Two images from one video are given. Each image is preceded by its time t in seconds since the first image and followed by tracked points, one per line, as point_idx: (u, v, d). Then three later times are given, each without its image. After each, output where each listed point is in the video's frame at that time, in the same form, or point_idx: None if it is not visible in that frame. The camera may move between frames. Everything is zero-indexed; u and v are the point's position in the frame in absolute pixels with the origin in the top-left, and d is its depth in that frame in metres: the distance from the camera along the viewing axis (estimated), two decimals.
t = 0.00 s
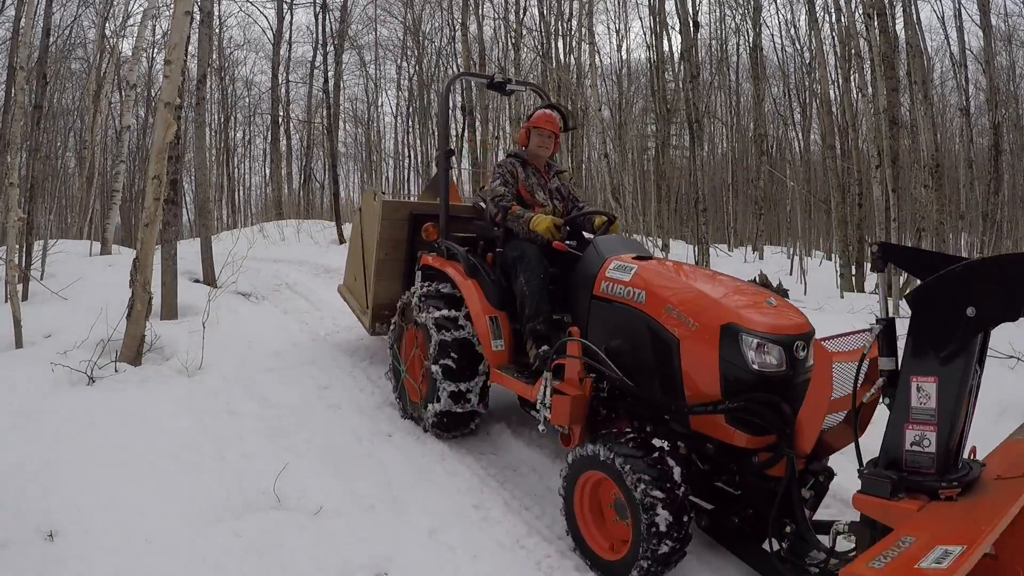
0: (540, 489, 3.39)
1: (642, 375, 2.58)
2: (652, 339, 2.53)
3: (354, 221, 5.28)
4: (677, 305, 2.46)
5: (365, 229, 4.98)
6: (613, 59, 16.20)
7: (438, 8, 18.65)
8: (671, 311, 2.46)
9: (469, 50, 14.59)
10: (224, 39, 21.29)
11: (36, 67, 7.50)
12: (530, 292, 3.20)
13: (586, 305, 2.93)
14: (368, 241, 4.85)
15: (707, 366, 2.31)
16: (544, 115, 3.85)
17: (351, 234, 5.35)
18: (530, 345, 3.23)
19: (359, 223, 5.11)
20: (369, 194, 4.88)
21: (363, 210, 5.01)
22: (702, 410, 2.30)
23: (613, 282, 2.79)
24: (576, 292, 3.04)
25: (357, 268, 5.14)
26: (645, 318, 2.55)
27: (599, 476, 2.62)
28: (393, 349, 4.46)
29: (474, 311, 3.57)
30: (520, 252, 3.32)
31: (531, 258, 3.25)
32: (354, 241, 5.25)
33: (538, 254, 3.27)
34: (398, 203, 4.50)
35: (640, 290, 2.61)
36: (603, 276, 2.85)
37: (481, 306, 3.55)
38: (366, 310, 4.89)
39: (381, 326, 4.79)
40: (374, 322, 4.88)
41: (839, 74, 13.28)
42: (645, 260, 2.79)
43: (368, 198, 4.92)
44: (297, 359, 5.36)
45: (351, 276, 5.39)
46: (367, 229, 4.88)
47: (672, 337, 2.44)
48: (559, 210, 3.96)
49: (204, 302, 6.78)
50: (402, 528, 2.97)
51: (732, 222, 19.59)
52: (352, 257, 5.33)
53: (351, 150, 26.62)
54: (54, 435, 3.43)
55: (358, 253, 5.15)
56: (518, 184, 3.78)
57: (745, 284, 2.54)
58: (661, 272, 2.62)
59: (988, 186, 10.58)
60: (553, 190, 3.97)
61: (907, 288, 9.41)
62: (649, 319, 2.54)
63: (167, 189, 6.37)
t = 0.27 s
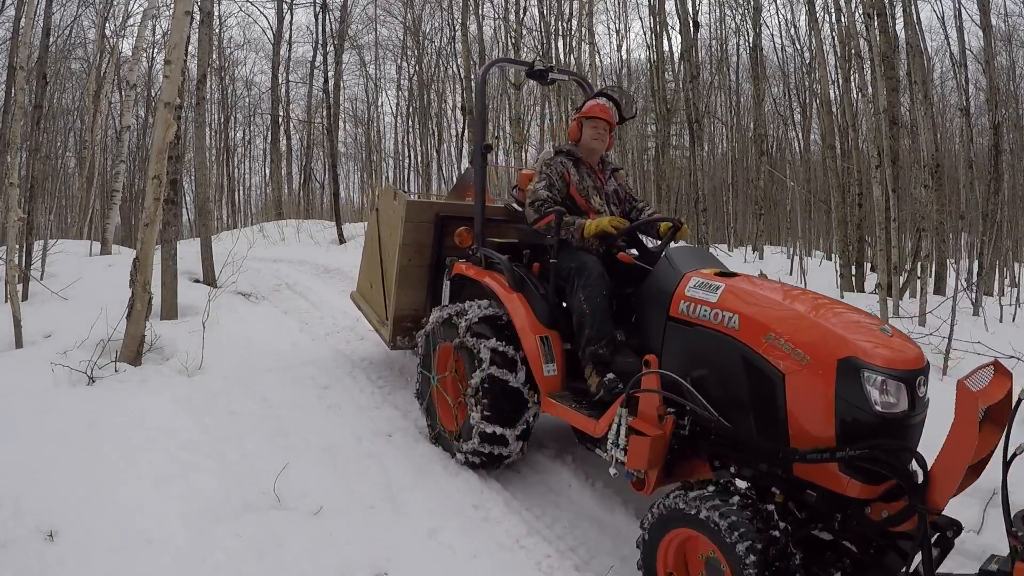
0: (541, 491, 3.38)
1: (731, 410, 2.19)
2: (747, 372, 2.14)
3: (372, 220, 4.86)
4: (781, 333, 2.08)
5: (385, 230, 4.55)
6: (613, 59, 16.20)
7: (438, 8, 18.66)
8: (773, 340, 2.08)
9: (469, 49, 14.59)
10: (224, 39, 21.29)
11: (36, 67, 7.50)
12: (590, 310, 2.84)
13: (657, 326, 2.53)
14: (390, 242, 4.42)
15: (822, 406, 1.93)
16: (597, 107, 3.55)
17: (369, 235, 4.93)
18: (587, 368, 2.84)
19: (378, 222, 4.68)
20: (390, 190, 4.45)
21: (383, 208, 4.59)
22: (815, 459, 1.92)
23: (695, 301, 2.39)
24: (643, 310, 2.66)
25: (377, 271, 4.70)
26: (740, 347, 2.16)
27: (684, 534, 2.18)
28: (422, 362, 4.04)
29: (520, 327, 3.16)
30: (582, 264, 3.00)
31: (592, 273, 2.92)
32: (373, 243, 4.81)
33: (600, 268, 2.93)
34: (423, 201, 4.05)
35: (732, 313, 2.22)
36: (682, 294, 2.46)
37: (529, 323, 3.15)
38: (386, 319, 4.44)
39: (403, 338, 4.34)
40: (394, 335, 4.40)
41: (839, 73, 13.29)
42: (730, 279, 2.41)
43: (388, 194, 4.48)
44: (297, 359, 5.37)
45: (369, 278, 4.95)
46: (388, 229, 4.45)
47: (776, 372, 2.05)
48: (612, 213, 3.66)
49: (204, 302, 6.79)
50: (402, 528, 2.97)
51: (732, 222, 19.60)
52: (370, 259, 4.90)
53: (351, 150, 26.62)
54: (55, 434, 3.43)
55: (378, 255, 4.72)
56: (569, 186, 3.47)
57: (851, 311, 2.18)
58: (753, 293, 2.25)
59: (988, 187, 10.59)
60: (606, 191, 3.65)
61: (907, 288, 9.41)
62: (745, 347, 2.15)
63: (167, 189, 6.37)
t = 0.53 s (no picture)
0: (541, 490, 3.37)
1: (849, 451, 1.82)
2: (869, 411, 1.78)
3: (390, 227, 4.48)
4: (913, 367, 1.73)
5: (406, 237, 4.17)
6: (613, 59, 16.19)
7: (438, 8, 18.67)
8: (904, 376, 1.73)
9: (469, 50, 14.60)
10: (224, 39, 21.29)
11: (36, 67, 7.51)
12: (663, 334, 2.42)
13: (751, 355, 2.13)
14: (413, 251, 4.03)
15: (963, 451, 1.58)
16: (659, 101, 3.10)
17: (388, 243, 4.56)
18: (661, 399, 2.42)
19: (398, 228, 4.30)
20: (412, 194, 4.07)
21: (404, 214, 4.20)
22: (956, 513, 1.54)
23: (800, 325, 2.02)
24: (730, 332, 2.27)
25: (398, 282, 4.31)
26: (861, 380, 1.81)
27: None
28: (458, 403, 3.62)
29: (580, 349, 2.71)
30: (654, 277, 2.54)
31: (666, 291, 2.48)
32: (393, 251, 4.43)
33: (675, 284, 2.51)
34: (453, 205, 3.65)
35: (850, 341, 1.86)
36: (781, 316, 2.08)
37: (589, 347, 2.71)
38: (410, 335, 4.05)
39: (431, 357, 3.94)
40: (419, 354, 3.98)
41: (839, 73, 13.29)
42: (838, 299, 2.04)
43: (410, 198, 4.11)
44: (297, 360, 5.36)
45: (387, 290, 4.56)
46: (410, 236, 4.06)
47: (909, 413, 1.70)
48: (677, 222, 3.20)
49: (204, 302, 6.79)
50: (402, 528, 2.96)
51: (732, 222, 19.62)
52: (389, 269, 4.51)
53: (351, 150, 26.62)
54: (55, 434, 3.43)
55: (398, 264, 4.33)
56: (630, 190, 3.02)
57: (989, 343, 1.80)
58: (871, 316, 1.89)
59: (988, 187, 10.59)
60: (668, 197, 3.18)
61: (907, 289, 9.41)
62: (868, 381, 1.79)
63: (167, 189, 6.37)
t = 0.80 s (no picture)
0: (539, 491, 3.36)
1: (1007, 501, 1.56)
2: None
3: (413, 237, 3.99)
4: None
5: (436, 249, 3.69)
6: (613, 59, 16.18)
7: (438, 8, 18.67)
8: None
9: (469, 50, 14.61)
10: (224, 39, 21.29)
11: (36, 67, 7.52)
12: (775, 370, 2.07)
13: (870, 390, 1.90)
14: (444, 265, 3.56)
15: None
16: (737, 93, 2.65)
17: (409, 254, 4.06)
18: (766, 444, 2.06)
19: (425, 238, 3.82)
20: (442, 201, 3.59)
21: (432, 223, 3.72)
22: None
23: (939, 360, 1.75)
24: (849, 368, 2.00)
25: (426, 300, 3.84)
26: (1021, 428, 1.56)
27: None
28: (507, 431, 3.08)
29: (667, 385, 2.21)
30: (757, 301, 2.15)
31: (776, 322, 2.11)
32: (418, 265, 3.95)
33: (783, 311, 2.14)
34: (493, 214, 3.23)
35: (1004, 380, 1.61)
36: (914, 349, 1.82)
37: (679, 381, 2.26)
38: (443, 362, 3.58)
39: (466, 386, 3.48)
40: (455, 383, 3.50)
41: (839, 73, 13.29)
42: (981, 329, 1.78)
43: (439, 206, 3.63)
44: (296, 360, 5.36)
45: (411, 308, 4.09)
46: (441, 249, 3.58)
47: None
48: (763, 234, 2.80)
49: (204, 302, 6.80)
50: (401, 527, 2.97)
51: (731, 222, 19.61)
52: (414, 284, 4.03)
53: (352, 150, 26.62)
54: (55, 434, 3.44)
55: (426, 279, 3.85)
56: (714, 200, 2.58)
57: None
58: None
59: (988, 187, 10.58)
60: (753, 203, 2.80)
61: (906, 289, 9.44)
62: None
63: (167, 189, 6.37)
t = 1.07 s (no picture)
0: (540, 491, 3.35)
1: None
2: None
3: (445, 262, 3.64)
4: None
5: (473, 274, 3.32)
6: (613, 59, 16.17)
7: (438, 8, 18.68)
8: None
9: (469, 49, 14.60)
10: (224, 39, 21.28)
11: (36, 67, 7.52)
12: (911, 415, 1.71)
13: None
14: (485, 292, 3.18)
15: None
16: (833, 95, 2.08)
17: (441, 280, 3.71)
18: (900, 504, 1.69)
19: (458, 262, 3.47)
20: (477, 220, 3.24)
21: (466, 245, 3.36)
22: None
23: None
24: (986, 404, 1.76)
25: (461, 330, 3.45)
26: None
27: None
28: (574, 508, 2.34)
29: (790, 441, 1.73)
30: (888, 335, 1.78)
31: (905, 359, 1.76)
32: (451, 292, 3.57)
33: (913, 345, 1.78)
34: (542, 232, 2.77)
35: None
36: None
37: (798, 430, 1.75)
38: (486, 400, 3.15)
39: (514, 429, 3.02)
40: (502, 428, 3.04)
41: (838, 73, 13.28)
42: None
43: (474, 226, 3.27)
44: (295, 360, 5.35)
45: (443, 338, 3.71)
46: (481, 273, 3.21)
47: None
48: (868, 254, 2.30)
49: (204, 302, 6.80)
50: (402, 528, 2.96)
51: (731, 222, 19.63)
52: (446, 313, 3.66)
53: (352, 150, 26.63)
54: (55, 435, 3.43)
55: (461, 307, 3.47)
56: (818, 217, 2.05)
57: None
58: None
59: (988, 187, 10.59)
60: (858, 217, 2.30)
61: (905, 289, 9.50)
62: None
63: (167, 189, 6.38)
